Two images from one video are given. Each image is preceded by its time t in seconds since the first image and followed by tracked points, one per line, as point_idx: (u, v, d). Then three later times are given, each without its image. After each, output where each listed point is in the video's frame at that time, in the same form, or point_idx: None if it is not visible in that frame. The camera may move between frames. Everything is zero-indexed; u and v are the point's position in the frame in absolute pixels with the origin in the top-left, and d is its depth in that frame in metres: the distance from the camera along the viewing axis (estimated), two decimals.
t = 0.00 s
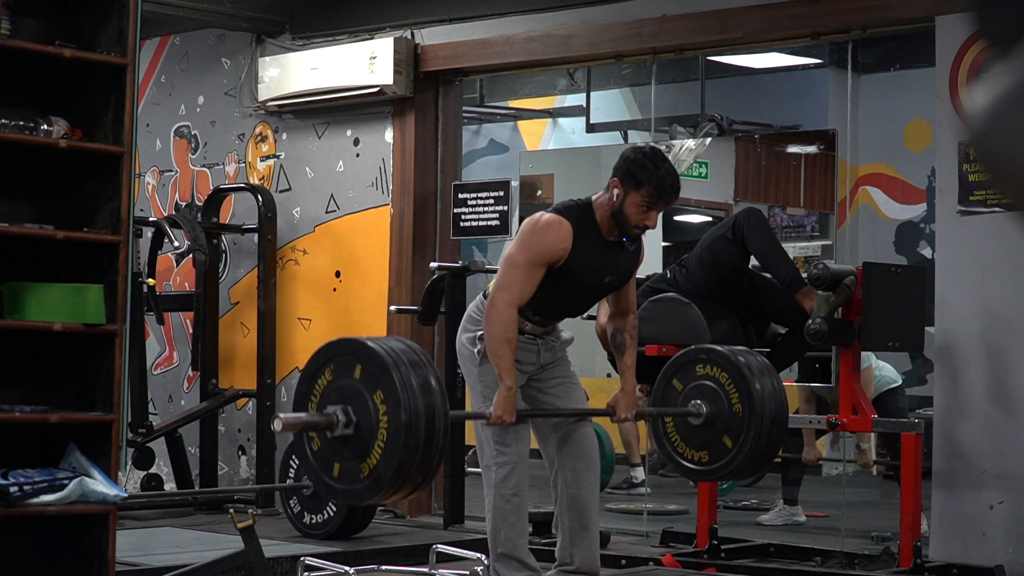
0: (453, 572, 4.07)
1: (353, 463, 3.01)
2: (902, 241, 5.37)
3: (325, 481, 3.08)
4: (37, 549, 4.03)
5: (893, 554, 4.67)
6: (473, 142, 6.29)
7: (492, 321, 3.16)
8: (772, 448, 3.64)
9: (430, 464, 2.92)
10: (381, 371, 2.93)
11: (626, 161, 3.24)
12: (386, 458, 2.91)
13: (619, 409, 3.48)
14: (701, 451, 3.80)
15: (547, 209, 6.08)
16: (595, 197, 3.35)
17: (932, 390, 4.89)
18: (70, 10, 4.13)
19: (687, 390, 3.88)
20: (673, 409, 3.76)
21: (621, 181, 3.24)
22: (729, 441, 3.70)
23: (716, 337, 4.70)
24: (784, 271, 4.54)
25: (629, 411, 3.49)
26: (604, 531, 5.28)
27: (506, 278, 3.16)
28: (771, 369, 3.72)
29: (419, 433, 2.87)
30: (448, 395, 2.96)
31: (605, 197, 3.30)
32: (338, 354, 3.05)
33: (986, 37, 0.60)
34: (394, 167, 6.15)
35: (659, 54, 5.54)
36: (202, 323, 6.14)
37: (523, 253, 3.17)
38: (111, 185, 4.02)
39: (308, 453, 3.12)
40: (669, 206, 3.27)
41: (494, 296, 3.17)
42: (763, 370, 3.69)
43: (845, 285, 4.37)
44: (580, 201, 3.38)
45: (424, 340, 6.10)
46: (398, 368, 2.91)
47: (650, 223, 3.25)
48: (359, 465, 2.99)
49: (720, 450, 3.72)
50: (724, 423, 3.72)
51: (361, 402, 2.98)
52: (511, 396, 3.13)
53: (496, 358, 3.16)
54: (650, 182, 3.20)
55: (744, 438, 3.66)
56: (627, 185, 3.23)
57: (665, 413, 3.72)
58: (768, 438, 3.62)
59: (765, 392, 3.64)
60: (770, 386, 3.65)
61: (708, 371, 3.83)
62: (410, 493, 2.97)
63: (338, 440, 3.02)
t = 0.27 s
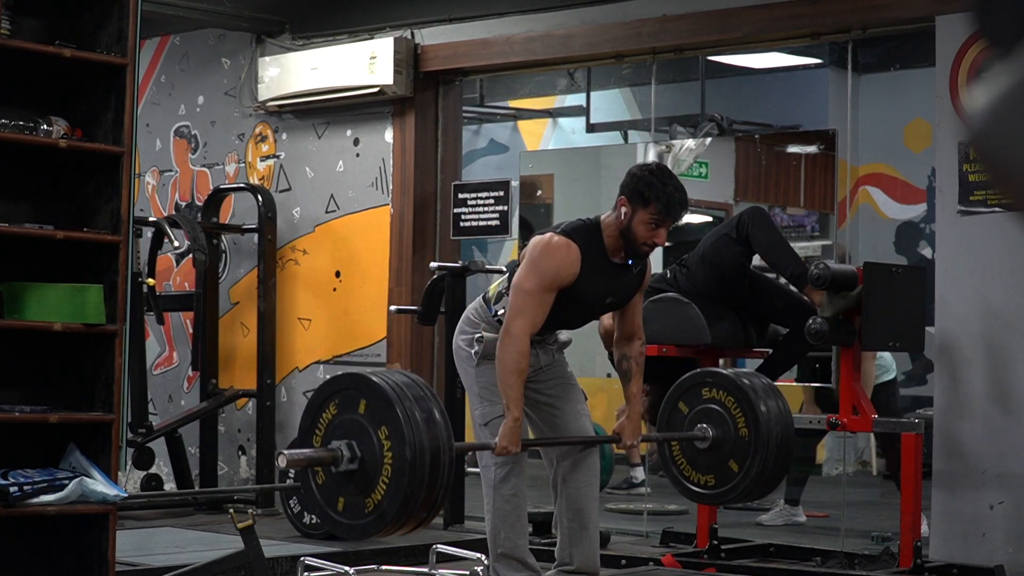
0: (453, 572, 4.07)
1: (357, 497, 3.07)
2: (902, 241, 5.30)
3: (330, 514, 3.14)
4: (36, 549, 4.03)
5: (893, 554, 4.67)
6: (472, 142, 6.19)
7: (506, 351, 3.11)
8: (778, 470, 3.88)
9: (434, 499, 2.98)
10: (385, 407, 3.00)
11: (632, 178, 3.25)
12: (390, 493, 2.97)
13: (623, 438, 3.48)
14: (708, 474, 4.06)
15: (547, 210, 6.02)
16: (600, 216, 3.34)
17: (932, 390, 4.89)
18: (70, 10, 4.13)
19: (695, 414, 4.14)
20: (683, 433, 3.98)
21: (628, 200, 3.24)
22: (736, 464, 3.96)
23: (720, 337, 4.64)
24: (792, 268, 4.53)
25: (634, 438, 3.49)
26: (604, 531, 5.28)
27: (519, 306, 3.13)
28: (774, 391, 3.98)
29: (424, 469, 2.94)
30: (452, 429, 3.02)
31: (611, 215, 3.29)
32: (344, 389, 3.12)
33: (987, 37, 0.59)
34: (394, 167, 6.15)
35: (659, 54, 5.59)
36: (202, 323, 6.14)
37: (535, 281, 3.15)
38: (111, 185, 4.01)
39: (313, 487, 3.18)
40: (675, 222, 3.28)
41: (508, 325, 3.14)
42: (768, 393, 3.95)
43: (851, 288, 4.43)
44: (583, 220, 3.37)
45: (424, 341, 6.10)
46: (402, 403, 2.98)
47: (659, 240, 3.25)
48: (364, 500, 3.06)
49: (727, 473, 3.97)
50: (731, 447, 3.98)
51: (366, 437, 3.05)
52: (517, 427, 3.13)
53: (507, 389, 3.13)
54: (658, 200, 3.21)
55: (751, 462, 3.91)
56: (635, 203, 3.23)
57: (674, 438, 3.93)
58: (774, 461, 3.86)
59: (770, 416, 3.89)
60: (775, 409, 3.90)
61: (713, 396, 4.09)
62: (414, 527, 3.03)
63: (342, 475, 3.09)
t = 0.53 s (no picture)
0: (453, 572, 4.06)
1: (364, 526, 3.08)
2: (902, 241, 5.12)
3: (335, 543, 3.15)
4: (36, 549, 4.03)
5: (893, 554, 4.67)
6: (473, 142, 6.15)
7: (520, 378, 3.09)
8: (786, 495, 3.88)
9: (441, 530, 2.99)
10: (394, 437, 3.01)
11: (636, 197, 3.24)
12: (399, 523, 2.99)
13: (631, 465, 3.52)
14: (716, 499, 4.06)
15: (547, 210, 5.96)
16: (606, 237, 3.34)
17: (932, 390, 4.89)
18: (70, 10, 4.13)
19: (704, 437, 4.14)
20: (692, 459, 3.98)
21: (633, 219, 3.23)
22: (743, 490, 3.96)
23: (720, 337, 4.64)
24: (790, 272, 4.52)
25: (641, 465, 3.53)
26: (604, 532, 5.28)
27: (531, 331, 3.11)
28: (782, 414, 3.99)
29: (432, 500, 2.95)
30: (460, 457, 3.04)
31: (617, 237, 3.28)
32: (351, 417, 3.13)
33: (986, 39, 0.59)
34: (394, 167, 6.15)
35: (659, 54, 5.62)
36: (202, 323, 6.14)
37: (547, 305, 3.14)
38: (111, 185, 4.01)
39: (319, 515, 3.19)
40: (681, 240, 3.26)
41: (523, 352, 3.12)
42: (776, 417, 3.95)
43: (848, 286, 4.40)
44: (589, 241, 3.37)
45: (424, 341, 6.09)
46: (411, 434, 2.99)
47: (665, 258, 3.24)
48: (371, 529, 3.07)
49: (735, 499, 3.97)
50: (738, 472, 3.98)
51: (374, 466, 3.06)
52: (524, 455, 3.13)
53: (518, 414, 3.11)
54: (663, 217, 3.19)
55: (759, 488, 3.91)
56: (640, 223, 3.22)
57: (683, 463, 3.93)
58: (781, 487, 3.87)
59: (778, 441, 3.89)
60: (783, 434, 3.91)
61: (722, 420, 4.09)
62: (421, 557, 3.04)
63: (349, 503, 3.10)
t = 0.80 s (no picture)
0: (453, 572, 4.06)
1: (363, 527, 3.08)
2: (902, 241, 5.18)
3: (334, 544, 3.15)
4: (37, 549, 4.03)
5: (893, 554, 4.67)
6: (473, 142, 6.17)
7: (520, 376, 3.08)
8: (785, 499, 3.88)
9: (440, 532, 2.99)
10: (393, 437, 3.01)
11: (630, 196, 3.25)
12: (398, 524, 2.99)
13: (632, 467, 3.50)
14: (715, 504, 4.06)
15: (547, 210, 5.97)
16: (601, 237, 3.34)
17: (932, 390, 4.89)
18: (70, 9, 4.13)
19: (703, 441, 4.15)
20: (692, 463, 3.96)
21: (627, 218, 3.24)
22: (742, 495, 3.96)
23: (720, 337, 4.61)
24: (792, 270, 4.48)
25: (641, 468, 3.50)
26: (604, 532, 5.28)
27: (530, 331, 3.11)
28: (783, 418, 4.00)
29: (432, 500, 2.95)
30: (460, 458, 3.04)
31: (611, 236, 3.28)
32: (351, 418, 3.14)
33: (986, 37, 0.59)
34: (394, 167, 6.15)
35: (659, 54, 5.60)
36: (201, 323, 6.14)
37: (546, 307, 3.14)
38: (111, 184, 4.01)
39: (318, 515, 3.19)
40: (676, 237, 3.26)
41: (522, 351, 3.11)
42: (777, 420, 3.96)
43: (848, 286, 4.40)
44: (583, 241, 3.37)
45: (423, 341, 6.08)
46: (410, 434, 2.99)
47: (660, 255, 3.24)
48: (369, 530, 3.07)
49: (734, 503, 3.97)
50: (738, 476, 3.99)
51: (373, 466, 3.07)
52: (524, 456, 3.13)
53: (518, 414, 3.11)
54: (656, 214, 3.20)
55: (758, 493, 3.91)
56: (634, 221, 3.23)
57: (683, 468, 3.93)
58: (781, 491, 3.87)
59: (777, 444, 3.90)
60: (783, 437, 3.92)
61: (723, 424, 4.10)
62: (419, 559, 3.03)
63: (349, 504, 3.10)
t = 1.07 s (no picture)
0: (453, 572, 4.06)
1: (350, 464, 3.07)
2: (903, 241, 5.15)
3: (322, 484, 3.14)
4: (37, 549, 4.03)
5: (893, 554, 4.67)
6: (473, 142, 6.18)
7: (488, 322, 3.17)
8: (775, 452, 3.64)
9: (426, 466, 3.00)
10: (378, 372, 3.01)
11: (618, 161, 3.28)
12: (384, 458, 2.97)
13: (618, 414, 3.43)
14: (704, 456, 3.78)
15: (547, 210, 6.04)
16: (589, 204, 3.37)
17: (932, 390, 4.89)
18: (69, 10, 4.13)
19: (690, 394, 3.86)
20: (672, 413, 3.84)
21: (614, 182, 3.27)
22: (732, 444, 3.70)
23: (721, 338, 4.66)
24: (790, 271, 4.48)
25: (629, 415, 3.43)
26: (604, 531, 5.28)
27: (501, 284, 3.18)
28: (773, 373, 3.72)
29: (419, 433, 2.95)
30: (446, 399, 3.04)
31: (599, 201, 3.32)
32: (333, 359, 3.12)
33: (986, 37, 0.59)
34: (394, 167, 6.15)
35: (659, 54, 5.57)
36: (202, 323, 6.14)
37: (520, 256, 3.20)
38: (111, 185, 4.01)
39: (305, 460, 3.17)
40: (662, 204, 3.30)
41: (491, 299, 3.19)
42: (767, 378, 3.68)
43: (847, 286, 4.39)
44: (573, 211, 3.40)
45: (424, 340, 6.11)
46: (395, 370, 2.99)
47: (646, 221, 3.26)
48: (357, 467, 3.06)
49: (724, 453, 3.71)
50: (727, 427, 3.72)
51: (358, 404, 3.06)
52: (509, 402, 3.13)
53: (496, 361, 3.16)
54: (643, 179, 3.24)
55: (747, 441, 3.65)
56: (621, 185, 3.26)
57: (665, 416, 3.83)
58: (770, 441, 3.62)
59: (766, 397, 3.63)
60: (773, 393, 3.64)
61: (709, 375, 3.81)
62: (408, 494, 3.02)
63: (334, 442, 3.09)
